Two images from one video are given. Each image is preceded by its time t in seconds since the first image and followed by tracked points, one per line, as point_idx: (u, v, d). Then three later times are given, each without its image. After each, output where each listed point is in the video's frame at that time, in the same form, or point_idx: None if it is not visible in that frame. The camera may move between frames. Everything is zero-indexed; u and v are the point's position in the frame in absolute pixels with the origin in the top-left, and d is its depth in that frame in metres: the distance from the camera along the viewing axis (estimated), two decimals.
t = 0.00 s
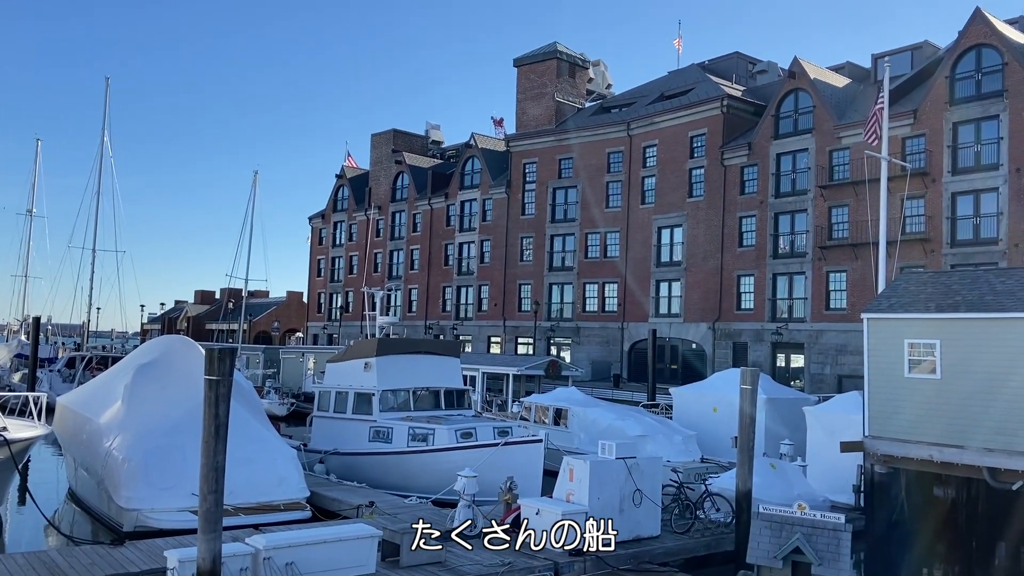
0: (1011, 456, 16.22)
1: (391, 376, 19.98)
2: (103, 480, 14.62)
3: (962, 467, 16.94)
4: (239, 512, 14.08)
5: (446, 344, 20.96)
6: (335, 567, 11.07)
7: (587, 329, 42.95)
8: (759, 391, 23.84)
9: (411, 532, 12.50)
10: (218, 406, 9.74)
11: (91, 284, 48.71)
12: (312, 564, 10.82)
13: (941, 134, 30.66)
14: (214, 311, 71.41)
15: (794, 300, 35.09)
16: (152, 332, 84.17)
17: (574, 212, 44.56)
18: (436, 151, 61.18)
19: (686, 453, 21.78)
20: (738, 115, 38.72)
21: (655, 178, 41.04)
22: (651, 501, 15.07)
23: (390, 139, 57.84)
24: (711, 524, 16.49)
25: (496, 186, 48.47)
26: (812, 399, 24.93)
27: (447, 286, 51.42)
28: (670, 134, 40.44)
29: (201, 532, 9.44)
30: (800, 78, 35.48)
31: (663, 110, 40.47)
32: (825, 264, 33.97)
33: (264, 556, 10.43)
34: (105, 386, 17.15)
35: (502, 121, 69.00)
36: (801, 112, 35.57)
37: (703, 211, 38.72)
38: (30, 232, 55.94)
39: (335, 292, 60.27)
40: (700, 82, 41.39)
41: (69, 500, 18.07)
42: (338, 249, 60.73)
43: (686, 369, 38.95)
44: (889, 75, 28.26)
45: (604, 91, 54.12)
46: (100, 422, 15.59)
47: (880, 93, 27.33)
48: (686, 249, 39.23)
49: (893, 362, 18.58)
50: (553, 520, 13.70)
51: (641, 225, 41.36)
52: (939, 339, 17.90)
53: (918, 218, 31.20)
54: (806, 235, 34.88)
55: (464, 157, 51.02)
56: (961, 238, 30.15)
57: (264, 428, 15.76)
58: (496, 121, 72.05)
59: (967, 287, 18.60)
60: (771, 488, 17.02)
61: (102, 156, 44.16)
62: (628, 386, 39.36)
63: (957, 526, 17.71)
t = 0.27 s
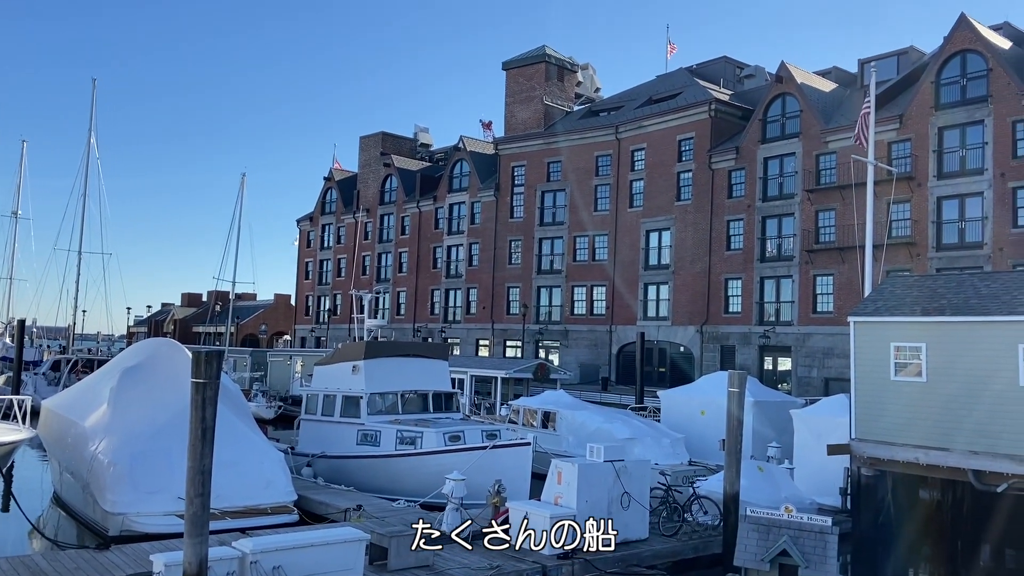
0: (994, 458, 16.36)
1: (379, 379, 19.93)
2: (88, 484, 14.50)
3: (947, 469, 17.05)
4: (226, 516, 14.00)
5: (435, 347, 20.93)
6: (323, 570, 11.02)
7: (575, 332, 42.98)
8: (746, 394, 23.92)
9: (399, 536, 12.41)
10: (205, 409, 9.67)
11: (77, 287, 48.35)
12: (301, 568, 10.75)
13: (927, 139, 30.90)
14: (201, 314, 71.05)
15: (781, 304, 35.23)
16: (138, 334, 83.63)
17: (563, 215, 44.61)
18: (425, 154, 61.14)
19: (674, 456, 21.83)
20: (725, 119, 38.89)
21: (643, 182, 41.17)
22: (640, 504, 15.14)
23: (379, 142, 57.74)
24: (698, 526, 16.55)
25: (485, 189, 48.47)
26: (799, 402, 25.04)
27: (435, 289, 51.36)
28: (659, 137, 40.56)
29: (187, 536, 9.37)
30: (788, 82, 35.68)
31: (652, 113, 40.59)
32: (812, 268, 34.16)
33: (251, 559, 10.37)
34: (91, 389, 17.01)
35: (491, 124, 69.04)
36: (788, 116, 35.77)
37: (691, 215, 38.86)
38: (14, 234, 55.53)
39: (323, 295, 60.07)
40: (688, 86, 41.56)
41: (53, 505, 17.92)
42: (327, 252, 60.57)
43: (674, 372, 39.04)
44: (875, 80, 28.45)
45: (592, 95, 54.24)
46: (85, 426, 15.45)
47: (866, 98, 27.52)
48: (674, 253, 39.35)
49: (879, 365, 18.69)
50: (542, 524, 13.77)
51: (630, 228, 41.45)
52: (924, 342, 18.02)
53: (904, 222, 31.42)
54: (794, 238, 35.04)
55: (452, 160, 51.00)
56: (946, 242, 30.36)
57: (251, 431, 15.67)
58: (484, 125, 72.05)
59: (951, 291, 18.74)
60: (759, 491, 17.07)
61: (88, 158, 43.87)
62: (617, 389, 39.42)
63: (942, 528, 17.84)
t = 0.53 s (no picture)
0: (977, 458, 16.51)
1: (365, 380, 19.88)
2: (71, 486, 14.38)
3: (929, 469, 17.20)
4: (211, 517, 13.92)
5: (421, 348, 20.90)
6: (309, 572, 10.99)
7: (562, 333, 43.03)
8: (732, 394, 24.03)
9: (385, 537, 12.38)
10: (190, 411, 9.62)
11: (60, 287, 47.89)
12: (286, 570, 10.70)
13: (911, 141, 31.17)
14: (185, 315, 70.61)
15: (767, 305, 35.43)
16: (123, 335, 83.01)
17: (549, 216, 44.66)
18: (411, 154, 61.06)
19: (660, 457, 21.91)
20: (711, 121, 39.07)
21: (629, 183, 41.30)
22: (626, 505, 15.21)
23: (365, 143, 57.60)
24: (684, 527, 16.63)
25: (472, 190, 48.47)
26: (784, 403, 25.19)
27: (422, 290, 51.29)
28: (645, 139, 40.69)
29: (172, 537, 9.31)
30: (773, 85, 35.90)
31: (639, 115, 40.72)
32: (798, 269, 34.37)
33: (237, 561, 10.32)
34: (74, 391, 16.86)
35: (478, 125, 69.05)
36: (774, 118, 35.99)
37: (678, 216, 39.00)
38: None
39: (309, 296, 59.86)
40: (674, 88, 41.72)
41: (36, 507, 17.76)
42: (312, 252, 60.36)
43: (661, 373, 39.16)
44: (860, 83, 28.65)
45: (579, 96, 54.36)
46: (69, 428, 15.31)
47: (850, 100, 27.73)
48: (660, 254, 39.50)
49: (863, 366, 18.82)
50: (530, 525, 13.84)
51: (616, 229, 41.57)
52: (908, 343, 18.17)
53: (888, 224, 31.68)
54: (779, 240, 35.25)
55: (439, 160, 50.94)
56: (929, 244, 30.64)
57: (237, 433, 15.59)
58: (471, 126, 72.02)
59: (934, 293, 18.91)
60: (744, 491, 17.16)
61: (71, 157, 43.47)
62: (603, 390, 39.51)
63: (921, 527, 18.28)
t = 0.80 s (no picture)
0: (954, 456, 16.69)
1: (347, 379, 19.79)
2: (49, 487, 14.19)
3: (907, 466, 17.37)
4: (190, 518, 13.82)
5: (403, 347, 20.84)
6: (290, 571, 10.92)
7: (544, 332, 43.07)
8: (713, 393, 24.15)
9: (367, 537, 12.33)
10: (170, 410, 9.54)
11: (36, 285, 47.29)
12: (267, 570, 10.64)
13: (890, 142, 31.46)
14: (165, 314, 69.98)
15: (748, 304, 35.65)
16: (101, 334, 82.12)
17: (532, 215, 44.69)
18: (393, 153, 60.87)
19: (642, 455, 22.00)
20: (693, 121, 39.25)
21: (612, 183, 41.41)
22: (608, 503, 15.28)
23: (347, 141, 57.34)
24: (665, 525, 16.73)
25: (455, 188, 48.40)
26: (764, 401, 25.35)
27: (404, 289, 51.15)
28: (627, 139, 40.81)
29: (152, 538, 9.24)
30: (754, 85, 36.12)
31: (621, 115, 40.82)
32: (778, 269, 34.60)
33: (217, 561, 10.26)
34: (52, 391, 16.64)
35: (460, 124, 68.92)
36: (755, 118, 36.21)
37: (659, 216, 39.16)
38: None
39: (290, 295, 59.52)
40: (656, 88, 41.86)
41: (13, 507, 17.52)
42: (294, 251, 60.03)
43: (642, 372, 39.29)
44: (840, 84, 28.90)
45: (561, 95, 54.42)
46: (47, 428, 15.11)
47: (830, 101, 27.94)
48: (642, 253, 39.64)
49: (843, 365, 18.98)
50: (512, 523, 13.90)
51: (598, 229, 41.66)
52: (887, 342, 18.34)
53: (867, 224, 31.97)
54: (760, 240, 35.47)
55: (421, 159, 50.80)
56: (908, 244, 30.96)
57: (217, 432, 15.47)
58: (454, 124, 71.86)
59: (912, 292, 19.10)
60: (725, 490, 17.26)
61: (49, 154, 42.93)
62: (585, 389, 39.59)
63: (899, 526, 18.46)
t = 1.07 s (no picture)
0: (924, 452, 16.95)
1: (322, 376, 19.69)
2: (17, 485, 13.94)
3: (878, 462, 17.58)
4: (163, 517, 13.68)
5: (379, 344, 20.78)
6: (264, 570, 10.85)
7: (520, 329, 43.12)
8: (687, 390, 24.33)
9: (343, 534, 12.29)
10: (142, 408, 9.43)
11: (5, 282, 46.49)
12: (240, 569, 10.57)
13: (862, 142, 31.88)
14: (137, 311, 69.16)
15: (722, 302, 35.95)
16: (72, 331, 81.00)
17: (508, 212, 44.71)
18: (369, 149, 60.58)
19: (617, 452, 22.12)
20: (668, 120, 39.47)
21: (588, 180, 41.53)
22: (584, 500, 15.35)
23: (323, 137, 56.97)
24: (640, 522, 16.86)
25: (431, 185, 48.27)
26: (738, 398, 25.58)
27: (379, 285, 50.95)
28: (604, 136, 40.94)
29: (123, 537, 9.13)
30: (729, 84, 36.39)
31: (597, 112, 40.95)
32: (752, 267, 34.90)
33: (190, 559, 10.16)
34: (20, 387, 16.33)
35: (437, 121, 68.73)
36: (730, 117, 36.49)
37: (635, 213, 39.34)
38: None
39: (264, 292, 59.07)
40: (632, 86, 42.03)
41: None
42: (268, 247, 59.56)
43: (618, 369, 39.47)
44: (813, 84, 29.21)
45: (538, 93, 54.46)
46: (15, 426, 14.81)
47: (804, 101, 28.21)
48: (618, 250, 39.80)
49: (815, 362, 19.21)
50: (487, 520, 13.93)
51: (575, 226, 41.76)
52: (858, 339, 18.59)
53: (840, 223, 32.34)
54: (734, 238, 35.75)
55: (398, 155, 50.60)
56: (880, 243, 31.37)
57: (190, 430, 15.31)
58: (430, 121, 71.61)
59: (883, 290, 19.38)
60: (699, 486, 17.42)
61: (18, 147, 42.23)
62: (561, 386, 39.70)
63: (872, 522, 18.28)
